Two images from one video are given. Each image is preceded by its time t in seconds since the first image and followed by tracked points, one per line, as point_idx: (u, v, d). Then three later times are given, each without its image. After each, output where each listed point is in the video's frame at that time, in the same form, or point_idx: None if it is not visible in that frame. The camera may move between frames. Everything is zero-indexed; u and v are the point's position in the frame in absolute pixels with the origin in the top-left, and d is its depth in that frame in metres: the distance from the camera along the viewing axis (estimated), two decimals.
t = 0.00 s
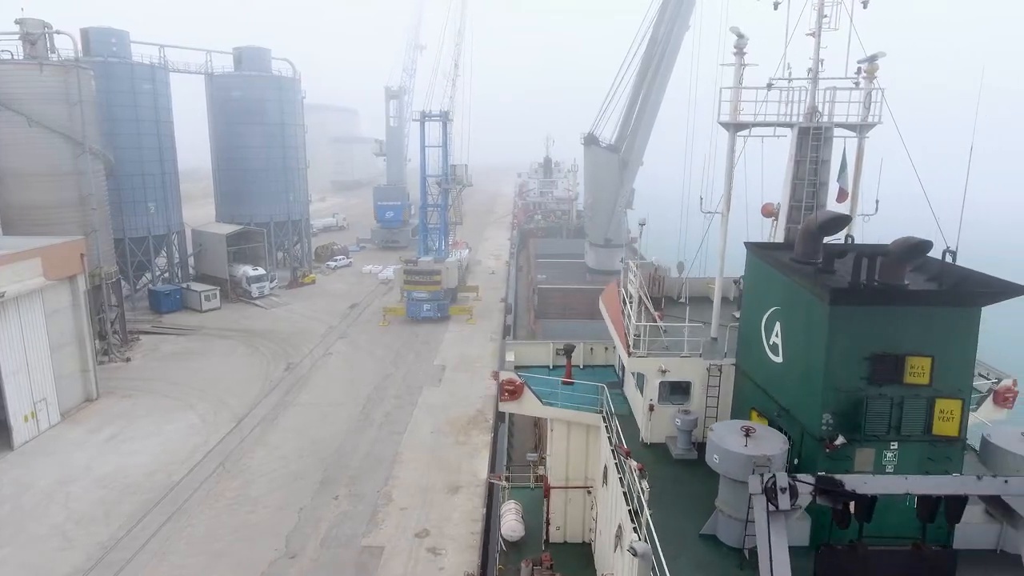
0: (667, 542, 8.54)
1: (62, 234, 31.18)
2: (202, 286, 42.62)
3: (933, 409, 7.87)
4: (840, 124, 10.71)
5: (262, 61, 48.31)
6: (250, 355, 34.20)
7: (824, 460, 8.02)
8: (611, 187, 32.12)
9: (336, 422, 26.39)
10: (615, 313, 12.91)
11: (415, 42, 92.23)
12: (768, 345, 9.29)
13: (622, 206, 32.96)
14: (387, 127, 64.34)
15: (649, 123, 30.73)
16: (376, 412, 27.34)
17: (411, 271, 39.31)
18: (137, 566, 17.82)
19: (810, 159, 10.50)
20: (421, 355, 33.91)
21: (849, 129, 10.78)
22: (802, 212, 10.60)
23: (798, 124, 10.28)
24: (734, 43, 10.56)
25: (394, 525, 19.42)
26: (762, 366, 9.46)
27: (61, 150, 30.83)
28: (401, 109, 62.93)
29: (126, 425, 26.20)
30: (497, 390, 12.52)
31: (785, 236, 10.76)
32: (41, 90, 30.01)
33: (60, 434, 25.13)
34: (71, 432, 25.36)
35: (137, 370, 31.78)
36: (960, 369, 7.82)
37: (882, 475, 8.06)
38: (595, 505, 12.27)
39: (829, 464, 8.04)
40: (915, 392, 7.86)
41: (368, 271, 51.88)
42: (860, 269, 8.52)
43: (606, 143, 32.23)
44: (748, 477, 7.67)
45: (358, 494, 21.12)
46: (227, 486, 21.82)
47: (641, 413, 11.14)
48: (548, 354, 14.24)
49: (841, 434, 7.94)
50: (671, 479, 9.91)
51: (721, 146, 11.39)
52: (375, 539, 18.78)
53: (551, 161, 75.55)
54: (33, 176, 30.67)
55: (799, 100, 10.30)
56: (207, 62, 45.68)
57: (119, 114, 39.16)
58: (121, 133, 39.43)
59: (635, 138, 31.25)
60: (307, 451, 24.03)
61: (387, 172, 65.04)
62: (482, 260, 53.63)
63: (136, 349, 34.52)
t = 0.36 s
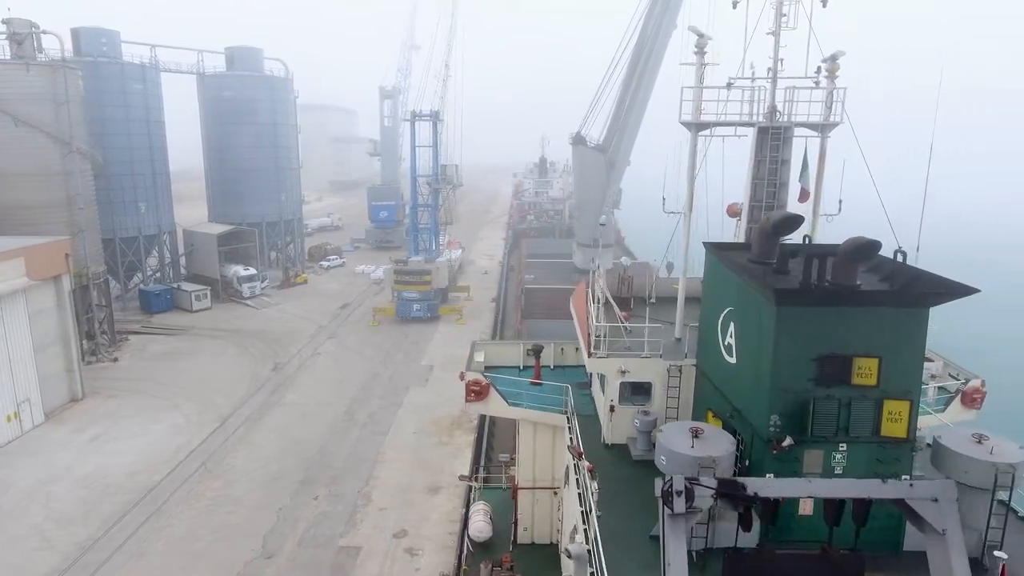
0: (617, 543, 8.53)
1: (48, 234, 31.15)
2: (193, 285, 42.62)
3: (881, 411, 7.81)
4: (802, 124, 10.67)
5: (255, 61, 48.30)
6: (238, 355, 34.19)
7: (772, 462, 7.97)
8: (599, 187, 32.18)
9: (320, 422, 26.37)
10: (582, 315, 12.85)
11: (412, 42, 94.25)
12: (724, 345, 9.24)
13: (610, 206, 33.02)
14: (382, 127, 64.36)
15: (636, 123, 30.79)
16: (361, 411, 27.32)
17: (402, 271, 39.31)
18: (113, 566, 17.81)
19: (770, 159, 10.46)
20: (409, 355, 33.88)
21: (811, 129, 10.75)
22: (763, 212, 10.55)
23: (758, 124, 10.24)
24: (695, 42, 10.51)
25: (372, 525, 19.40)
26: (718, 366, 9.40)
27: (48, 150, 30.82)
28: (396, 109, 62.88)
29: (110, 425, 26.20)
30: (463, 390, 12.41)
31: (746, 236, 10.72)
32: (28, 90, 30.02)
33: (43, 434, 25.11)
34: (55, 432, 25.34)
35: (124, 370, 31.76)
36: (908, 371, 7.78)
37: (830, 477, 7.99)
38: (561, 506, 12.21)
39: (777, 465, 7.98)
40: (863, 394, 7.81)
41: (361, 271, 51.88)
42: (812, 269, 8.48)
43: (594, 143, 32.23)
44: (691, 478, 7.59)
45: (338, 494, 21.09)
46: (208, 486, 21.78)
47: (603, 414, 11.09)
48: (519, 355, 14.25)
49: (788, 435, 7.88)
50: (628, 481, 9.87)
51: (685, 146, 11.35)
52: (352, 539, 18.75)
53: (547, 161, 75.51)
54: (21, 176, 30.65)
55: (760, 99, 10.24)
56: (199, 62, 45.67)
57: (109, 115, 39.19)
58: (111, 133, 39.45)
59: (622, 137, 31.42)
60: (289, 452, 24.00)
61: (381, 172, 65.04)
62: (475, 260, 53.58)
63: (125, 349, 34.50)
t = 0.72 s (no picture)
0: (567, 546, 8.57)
1: (35, 234, 31.13)
2: (183, 286, 42.62)
3: (828, 412, 7.78)
4: (762, 123, 10.64)
5: (246, 61, 48.30)
6: (226, 355, 34.17)
7: (719, 464, 7.92)
8: (586, 186, 32.11)
9: (304, 423, 26.34)
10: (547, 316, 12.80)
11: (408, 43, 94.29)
12: (677, 346, 9.20)
13: (597, 206, 32.96)
14: (375, 127, 64.36)
15: (623, 123, 30.73)
16: (345, 411, 27.30)
17: (391, 271, 39.31)
18: (89, 567, 17.79)
19: (729, 159, 10.44)
20: (397, 355, 33.87)
21: (771, 129, 10.74)
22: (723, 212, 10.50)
23: (716, 124, 10.20)
24: (655, 41, 10.48)
25: (350, 525, 19.38)
26: (672, 367, 9.36)
27: (34, 149, 30.77)
28: (389, 109, 62.79)
29: (93, 425, 26.17)
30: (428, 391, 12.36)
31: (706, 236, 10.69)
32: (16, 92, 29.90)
33: (26, 434, 25.09)
34: (39, 432, 25.31)
35: (111, 370, 31.73)
36: (854, 372, 7.75)
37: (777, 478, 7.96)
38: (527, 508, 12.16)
39: (724, 467, 7.93)
40: (810, 395, 7.77)
41: (353, 271, 51.89)
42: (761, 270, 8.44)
43: (582, 143, 32.16)
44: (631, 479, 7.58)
45: (318, 494, 21.08)
46: (189, 486, 21.77)
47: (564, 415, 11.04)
48: (489, 355, 14.22)
49: (734, 437, 7.83)
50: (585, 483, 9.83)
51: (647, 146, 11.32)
52: (330, 540, 18.73)
53: (542, 161, 75.52)
54: (8, 176, 30.64)
55: (719, 99, 10.21)
56: (189, 62, 45.65)
57: (99, 115, 39.20)
58: (101, 132, 39.48)
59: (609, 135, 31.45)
60: (271, 452, 23.98)
61: (375, 171, 65.05)
62: (468, 260, 53.54)
63: (112, 350, 34.48)
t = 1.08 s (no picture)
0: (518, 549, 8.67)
1: (22, 233, 31.13)
2: (173, 286, 42.64)
3: (773, 412, 7.74)
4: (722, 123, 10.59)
5: (238, 61, 48.31)
6: (214, 355, 34.16)
7: (664, 463, 7.90)
8: (572, 185, 31.95)
9: (288, 423, 26.33)
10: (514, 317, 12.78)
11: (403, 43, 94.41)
12: (631, 346, 9.17)
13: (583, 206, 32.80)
14: (369, 127, 64.39)
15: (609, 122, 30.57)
16: (330, 411, 27.29)
17: (381, 271, 39.33)
18: (64, 567, 17.76)
19: (687, 159, 10.40)
20: (384, 355, 33.87)
21: (730, 129, 10.72)
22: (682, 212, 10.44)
23: (673, 123, 10.15)
24: (613, 41, 10.44)
25: (328, 525, 19.37)
26: (627, 367, 9.33)
27: (20, 150, 30.73)
28: (383, 109, 62.77)
29: (77, 425, 26.16)
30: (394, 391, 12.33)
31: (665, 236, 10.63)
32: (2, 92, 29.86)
33: (9, 434, 25.08)
34: (22, 432, 25.30)
35: (98, 370, 31.72)
36: (799, 371, 7.71)
37: (723, 479, 7.92)
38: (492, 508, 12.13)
39: (669, 467, 7.91)
40: (754, 396, 7.74)
41: (345, 272, 51.95)
42: (710, 270, 8.42)
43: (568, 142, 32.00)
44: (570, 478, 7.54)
45: (297, 495, 21.07)
46: (169, 486, 21.77)
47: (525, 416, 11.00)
48: (459, 355, 14.21)
49: (679, 437, 7.81)
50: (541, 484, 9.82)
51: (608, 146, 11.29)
52: (306, 540, 18.72)
53: (537, 161, 75.61)
54: None
55: (676, 98, 10.16)
56: (180, 62, 45.64)
57: (89, 115, 39.21)
58: (90, 133, 39.45)
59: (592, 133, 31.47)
60: (253, 452, 23.97)
61: (369, 172, 65.09)
62: (460, 260, 53.56)
63: (100, 350, 34.47)
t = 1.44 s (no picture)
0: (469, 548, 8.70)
1: (9, 234, 31.11)
2: (163, 286, 42.64)
3: (717, 412, 7.72)
4: (681, 122, 10.54)
5: (230, 61, 48.28)
6: (201, 355, 34.14)
7: (608, 463, 7.88)
8: (557, 186, 31.88)
9: (271, 423, 26.33)
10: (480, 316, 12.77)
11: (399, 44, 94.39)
12: (582, 345, 9.13)
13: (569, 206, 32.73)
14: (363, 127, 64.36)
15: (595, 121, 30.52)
16: (314, 412, 27.29)
17: (370, 271, 39.33)
18: (40, 567, 17.74)
19: (645, 158, 10.38)
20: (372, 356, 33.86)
21: (689, 129, 10.72)
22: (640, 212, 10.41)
23: (630, 123, 10.12)
24: (572, 42, 10.39)
25: (305, 526, 19.36)
26: (578, 367, 9.29)
27: (6, 149, 30.54)
28: (376, 109, 62.65)
29: (60, 424, 26.13)
30: (359, 391, 12.33)
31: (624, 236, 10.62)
32: None
33: None
34: (5, 432, 25.24)
35: (84, 369, 31.67)
36: (742, 371, 7.69)
37: (668, 479, 7.92)
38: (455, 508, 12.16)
39: (613, 466, 7.89)
40: (698, 396, 7.72)
41: (337, 272, 51.94)
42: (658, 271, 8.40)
43: (554, 143, 31.93)
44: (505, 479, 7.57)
45: (277, 495, 21.07)
46: (150, 487, 21.73)
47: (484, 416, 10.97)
48: (428, 356, 14.24)
49: (623, 437, 7.78)
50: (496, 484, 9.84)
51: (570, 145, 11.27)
52: (283, 540, 18.71)
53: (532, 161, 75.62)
54: None
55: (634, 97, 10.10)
56: (171, 62, 45.61)
57: (78, 115, 39.20)
58: (79, 133, 39.42)
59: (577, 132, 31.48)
60: (235, 452, 23.97)
61: (362, 172, 65.05)
62: (452, 260, 53.52)
63: (88, 350, 34.43)
